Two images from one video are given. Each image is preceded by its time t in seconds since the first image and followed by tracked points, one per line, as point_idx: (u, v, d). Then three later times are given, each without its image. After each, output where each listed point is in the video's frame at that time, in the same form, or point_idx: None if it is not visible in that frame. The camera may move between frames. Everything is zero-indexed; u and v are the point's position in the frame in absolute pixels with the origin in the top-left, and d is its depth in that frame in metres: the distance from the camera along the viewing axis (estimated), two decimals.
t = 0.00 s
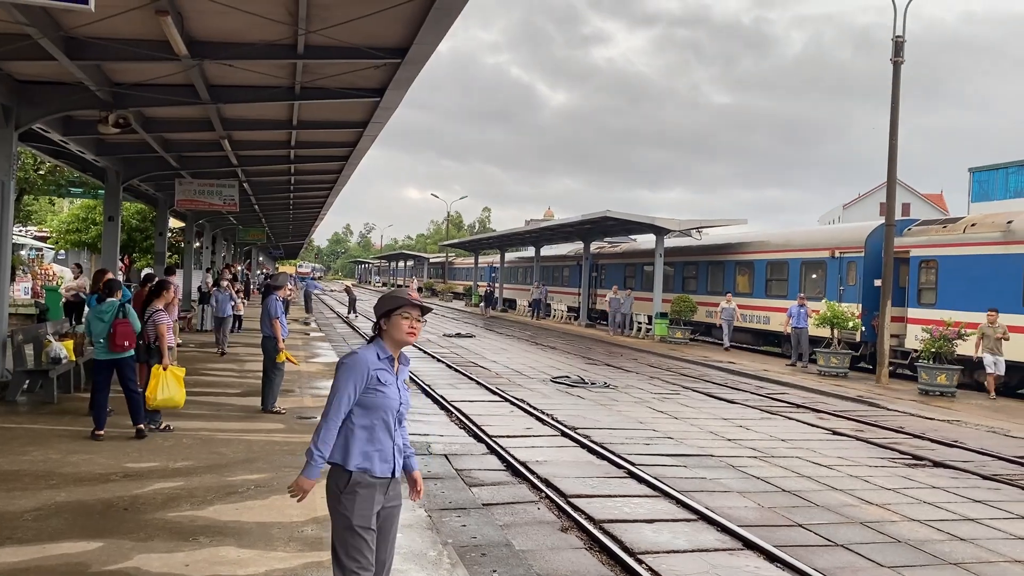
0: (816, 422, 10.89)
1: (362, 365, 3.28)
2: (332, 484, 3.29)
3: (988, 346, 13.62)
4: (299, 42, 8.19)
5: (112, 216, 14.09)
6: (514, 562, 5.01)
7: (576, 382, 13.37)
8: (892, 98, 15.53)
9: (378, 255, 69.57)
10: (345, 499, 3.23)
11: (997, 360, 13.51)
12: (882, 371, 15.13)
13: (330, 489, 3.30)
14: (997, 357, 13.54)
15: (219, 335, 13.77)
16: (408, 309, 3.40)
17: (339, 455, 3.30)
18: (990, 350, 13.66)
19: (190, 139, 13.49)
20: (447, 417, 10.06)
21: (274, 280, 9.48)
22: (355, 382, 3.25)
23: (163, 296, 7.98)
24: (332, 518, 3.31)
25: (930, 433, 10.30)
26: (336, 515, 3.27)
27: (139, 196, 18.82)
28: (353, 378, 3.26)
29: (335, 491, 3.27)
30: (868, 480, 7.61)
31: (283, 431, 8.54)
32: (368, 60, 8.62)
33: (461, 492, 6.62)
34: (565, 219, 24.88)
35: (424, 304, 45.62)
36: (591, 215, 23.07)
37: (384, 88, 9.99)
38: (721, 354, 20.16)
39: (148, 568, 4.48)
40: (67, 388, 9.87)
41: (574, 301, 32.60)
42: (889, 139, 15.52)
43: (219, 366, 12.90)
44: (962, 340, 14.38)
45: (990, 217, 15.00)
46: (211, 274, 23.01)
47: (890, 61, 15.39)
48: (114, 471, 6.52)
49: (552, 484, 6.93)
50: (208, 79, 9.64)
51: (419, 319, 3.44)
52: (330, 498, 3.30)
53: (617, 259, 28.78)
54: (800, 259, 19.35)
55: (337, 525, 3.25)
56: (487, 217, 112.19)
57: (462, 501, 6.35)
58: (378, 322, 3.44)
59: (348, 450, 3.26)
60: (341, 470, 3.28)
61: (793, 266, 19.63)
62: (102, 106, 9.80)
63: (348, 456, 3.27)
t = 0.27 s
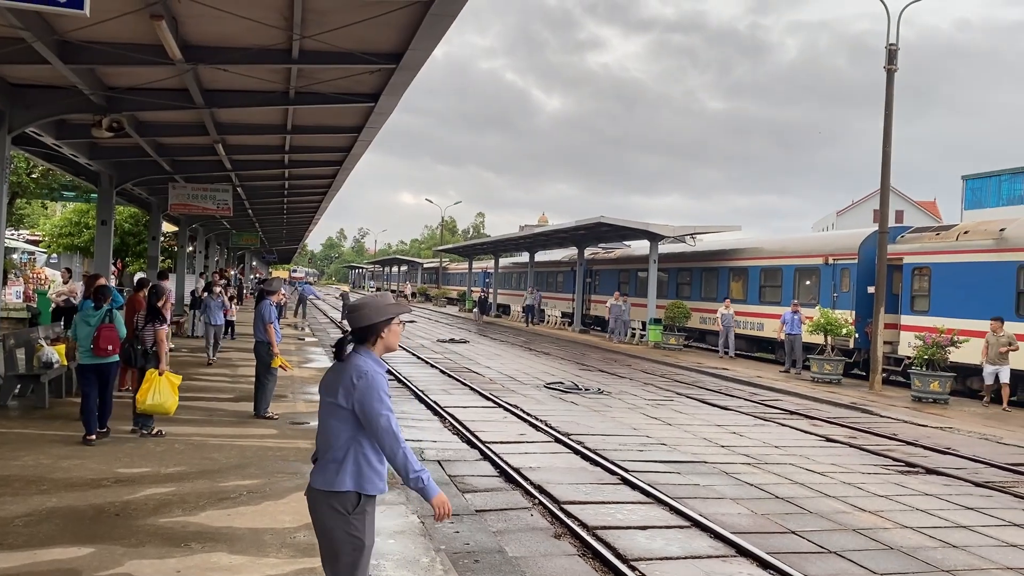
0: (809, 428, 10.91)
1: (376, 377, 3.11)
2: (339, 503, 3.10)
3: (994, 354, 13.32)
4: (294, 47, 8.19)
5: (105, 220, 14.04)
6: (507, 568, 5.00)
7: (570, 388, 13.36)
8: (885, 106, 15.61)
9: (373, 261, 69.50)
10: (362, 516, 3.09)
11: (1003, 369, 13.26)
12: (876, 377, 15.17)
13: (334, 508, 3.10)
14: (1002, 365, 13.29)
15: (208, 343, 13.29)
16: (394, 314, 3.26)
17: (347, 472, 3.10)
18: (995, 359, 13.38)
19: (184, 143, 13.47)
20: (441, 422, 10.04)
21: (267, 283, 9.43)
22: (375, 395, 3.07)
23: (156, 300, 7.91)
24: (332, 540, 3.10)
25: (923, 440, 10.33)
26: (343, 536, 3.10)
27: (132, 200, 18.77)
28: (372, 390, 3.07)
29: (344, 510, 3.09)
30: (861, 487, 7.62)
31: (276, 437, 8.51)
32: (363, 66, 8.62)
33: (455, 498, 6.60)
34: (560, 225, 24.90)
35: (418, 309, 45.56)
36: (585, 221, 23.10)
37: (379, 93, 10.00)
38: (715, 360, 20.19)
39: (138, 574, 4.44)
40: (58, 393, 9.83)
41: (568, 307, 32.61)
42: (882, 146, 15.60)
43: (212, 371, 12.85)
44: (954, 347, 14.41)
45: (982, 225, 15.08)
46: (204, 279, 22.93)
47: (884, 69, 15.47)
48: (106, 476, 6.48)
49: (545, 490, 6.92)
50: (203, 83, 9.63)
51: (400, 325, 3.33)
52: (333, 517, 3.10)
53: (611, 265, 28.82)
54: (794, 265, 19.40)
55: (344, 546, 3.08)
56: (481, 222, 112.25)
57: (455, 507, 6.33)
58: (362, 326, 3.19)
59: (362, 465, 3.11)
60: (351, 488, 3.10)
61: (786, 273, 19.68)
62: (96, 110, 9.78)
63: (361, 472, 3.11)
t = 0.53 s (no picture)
0: (806, 430, 10.92)
1: (367, 378, 3.17)
2: (338, 506, 3.08)
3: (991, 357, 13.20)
4: (292, 49, 8.20)
5: (103, 222, 14.03)
6: (505, 571, 5.00)
7: (568, 390, 13.37)
8: (882, 109, 15.64)
9: (371, 263, 69.49)
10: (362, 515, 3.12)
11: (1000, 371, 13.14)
12: (873, 380, 15.18)
13: (333, 511, 3.08)
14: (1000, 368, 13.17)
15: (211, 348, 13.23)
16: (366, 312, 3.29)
17: (344, 475, 3.11)
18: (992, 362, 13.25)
19: (182, 146, 13.47)
20: (438, 425, 10.05)
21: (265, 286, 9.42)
22: (371, 395, 3.13)
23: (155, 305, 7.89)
24: (332, 544, 3.08)
25: (920, 442, 10.35)
26: (343, 539, 3.09)
27: (130, 202, 18.76)
28: (368, 391, 3.13)
29: (343, 513, 3.09)
30: (859, 489, 7.63)
31: (274, 439, 8.50)
32: (361, 69, 8.63)
33: (453, 501, 6.60)
34: (558, 227, 24.91)
35: (416, 311, 45.55)
36: (584, 224, 23.12)
37: (377, 96, 10.01)
38: (713, 362, 20.20)
39: None
40: (55, 396, 9.81)
41: (566, 309, 32.62)
42: (880, 148, 15.63)
43: (210, 373, 12.84)
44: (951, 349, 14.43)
45: (979, 227, 15.12)
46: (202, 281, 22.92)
47: (881, 71, 15.51)
48: (103, 479, 6.47)
49: (544, 493, 6.92)
50: (201, 85, 9.63)
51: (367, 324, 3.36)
52: (332, 519, 3.08)
53: (610, 267, 28.82)
54: (792, 268, 19.43)
55: (345, 547, 3.08)
56: (479, 225, 112.29)
57: (453, 510, 6.33)
58: (343, 331, 3.19)
59: (359, 465, 3.12)
60: (350, 488, 3.11)
61: (784, 275, 19.70)
62: (94, 112, 9.77)
63: (358, 472, 3.14)
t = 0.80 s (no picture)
0: (809, 429, 10.90)
1: (367, 377, 3.18)
2: (342, 504, 3.07)
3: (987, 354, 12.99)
4: (293, 48, 8.19)
5: (105, 222, 14.04)
6: (508, 570, 4.99)
7: (570, 389, 13.36)
8: (885, 106, 15.60)
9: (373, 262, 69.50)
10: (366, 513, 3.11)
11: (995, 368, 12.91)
12: (877, 378, 15.16)
13: (337, 510, 3.07)
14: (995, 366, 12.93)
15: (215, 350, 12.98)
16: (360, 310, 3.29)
17: (348, 473, 3.10)
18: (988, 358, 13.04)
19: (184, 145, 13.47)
20: (441, 424, 10.04)
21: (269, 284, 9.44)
22: (371, 392, 3.14)
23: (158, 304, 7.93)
24: (337, 543, 3.06)
25: (924, 441, 10.32)
26: (349, 537, 3.07)
27: (132, 202, 18.77)
28: (368, 389, 3.14)
29: (347, 511, 3.08)
30: (863, 488, 7.61)
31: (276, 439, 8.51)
32: (363, 67, 8.62)
33: (456, 500, 6.60)
34: (560, 226, 24.87)
35: (418, 310, 45.55)
36: (586, 222, 23.10)
37: (379, 95, 10.00)
38: (716, 361, 20.18)
39: None
40: (58, 395, 9.82)
41: (568, 308, 32.61)
42: (882, 146, 15.60)
43: (212, 373, 12.85)
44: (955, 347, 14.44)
45: (982, 225, 15.08)
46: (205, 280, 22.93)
47: (884, 69, 15.47)
48: (106, 478, 6.47)
49: (547, 492, 6.91)
50: (203, 85, 9.62)
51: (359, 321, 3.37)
52: (335, 518, 3.06)
53: (612, 266, 28.80)
54: (794, 266, 19.40)
55: (349, 546, 3.06)
56: (481, 224, 112.30)
57: (456, 509, 6.33)
58: (337, 331, 3.18)
59: (362, 463, 3.12)
60: (354, 486, 3.10)
61: (787, 273, 19.67)
62: (96, 112, 9.78)
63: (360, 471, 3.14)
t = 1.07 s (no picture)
0: (816, 426, 10.87)
1: (385, 376, 3.18)
2: (356, 502, 3.08)
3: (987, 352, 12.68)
4: (299, 45, 8.19)
5: (112, 219, 14.09)
6: (514, 566, 4.99)
7: (576, 386, 13.35)
8: (892, 102, 15.53)
9: (379, 260, 69.60)
10: (379, 512, 3.13)
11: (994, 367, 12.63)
12: (883, 375, 15.11)
13: (351, 509, 3.07)
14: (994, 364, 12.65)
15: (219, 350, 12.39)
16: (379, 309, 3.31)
17: (362, 472, 3.11)
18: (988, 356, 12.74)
19: (190, 143, 13.51)
20: (447, 420, 10.05)
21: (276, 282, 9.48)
22: (390, 392, 3.15)
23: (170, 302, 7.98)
24: (349, 541, 3.07)
25: (931, 438, 10.28)
26: (361, 536, 3.08)
27: (139, 199, 18.83)
28: (387, 389, 3.15)
29: (361, 510, 3.08)
30: (869, 485, 7.58)
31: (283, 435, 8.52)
32: (369, 64, 8.61)
33: (461, 496, 6.60)
34: (566, 223, 24.86)
35: (424, 308, 45.59)
36: (591, 219, 23.08)
37: (385, 92, 10.00)
38: (722, 358, 20.14)
39: (146, 572, 4.45)
40: (66, 392, 9.87)
41: (575, 305, 32.59)
42: (889, 142, 15.53)
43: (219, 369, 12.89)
44: (963, 344, 14.40)
45: (990, 222, 15.01)
46: (212, 277, 23.00)
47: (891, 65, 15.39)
48: (113, 474, 6.50)
49: (552, 488, 6.91)
50: (209, 82, 9.64)
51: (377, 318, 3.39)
52: (349, 516, 3.07)
53: (618, 263, 28.76)
54: (801, 263, 19.34)
55: (361, 545, 3.07)
56: (487, 221, 112.33)
57: (462, 505, 6.33)
58: (355, 329, 3.19)
59: (377, 463, 3.13)
60: (369, 485, 3.11)
61: (794, 270, 19.61)
62: (103, 109, 9.80)
63: (375, 469, 3.14)
